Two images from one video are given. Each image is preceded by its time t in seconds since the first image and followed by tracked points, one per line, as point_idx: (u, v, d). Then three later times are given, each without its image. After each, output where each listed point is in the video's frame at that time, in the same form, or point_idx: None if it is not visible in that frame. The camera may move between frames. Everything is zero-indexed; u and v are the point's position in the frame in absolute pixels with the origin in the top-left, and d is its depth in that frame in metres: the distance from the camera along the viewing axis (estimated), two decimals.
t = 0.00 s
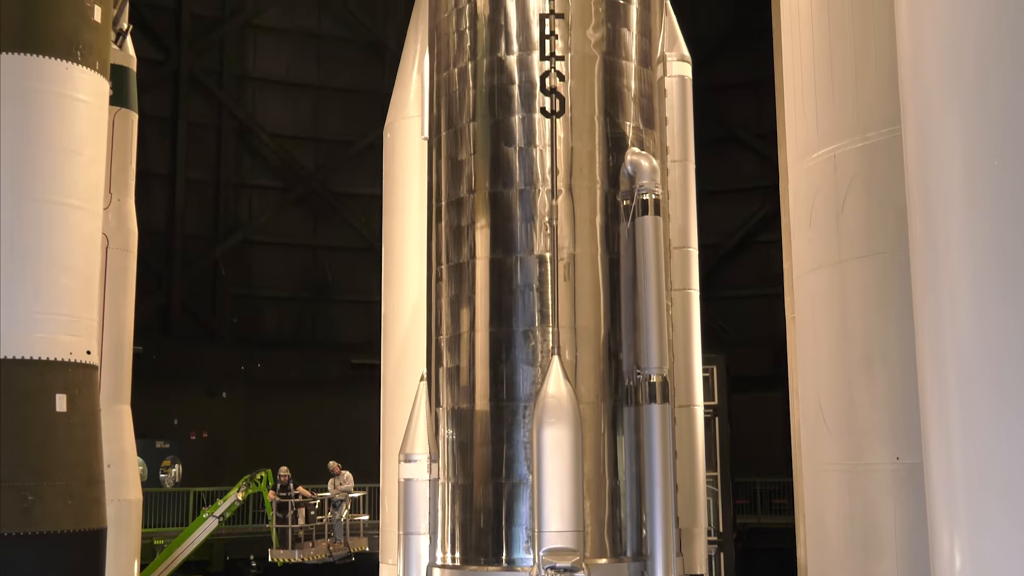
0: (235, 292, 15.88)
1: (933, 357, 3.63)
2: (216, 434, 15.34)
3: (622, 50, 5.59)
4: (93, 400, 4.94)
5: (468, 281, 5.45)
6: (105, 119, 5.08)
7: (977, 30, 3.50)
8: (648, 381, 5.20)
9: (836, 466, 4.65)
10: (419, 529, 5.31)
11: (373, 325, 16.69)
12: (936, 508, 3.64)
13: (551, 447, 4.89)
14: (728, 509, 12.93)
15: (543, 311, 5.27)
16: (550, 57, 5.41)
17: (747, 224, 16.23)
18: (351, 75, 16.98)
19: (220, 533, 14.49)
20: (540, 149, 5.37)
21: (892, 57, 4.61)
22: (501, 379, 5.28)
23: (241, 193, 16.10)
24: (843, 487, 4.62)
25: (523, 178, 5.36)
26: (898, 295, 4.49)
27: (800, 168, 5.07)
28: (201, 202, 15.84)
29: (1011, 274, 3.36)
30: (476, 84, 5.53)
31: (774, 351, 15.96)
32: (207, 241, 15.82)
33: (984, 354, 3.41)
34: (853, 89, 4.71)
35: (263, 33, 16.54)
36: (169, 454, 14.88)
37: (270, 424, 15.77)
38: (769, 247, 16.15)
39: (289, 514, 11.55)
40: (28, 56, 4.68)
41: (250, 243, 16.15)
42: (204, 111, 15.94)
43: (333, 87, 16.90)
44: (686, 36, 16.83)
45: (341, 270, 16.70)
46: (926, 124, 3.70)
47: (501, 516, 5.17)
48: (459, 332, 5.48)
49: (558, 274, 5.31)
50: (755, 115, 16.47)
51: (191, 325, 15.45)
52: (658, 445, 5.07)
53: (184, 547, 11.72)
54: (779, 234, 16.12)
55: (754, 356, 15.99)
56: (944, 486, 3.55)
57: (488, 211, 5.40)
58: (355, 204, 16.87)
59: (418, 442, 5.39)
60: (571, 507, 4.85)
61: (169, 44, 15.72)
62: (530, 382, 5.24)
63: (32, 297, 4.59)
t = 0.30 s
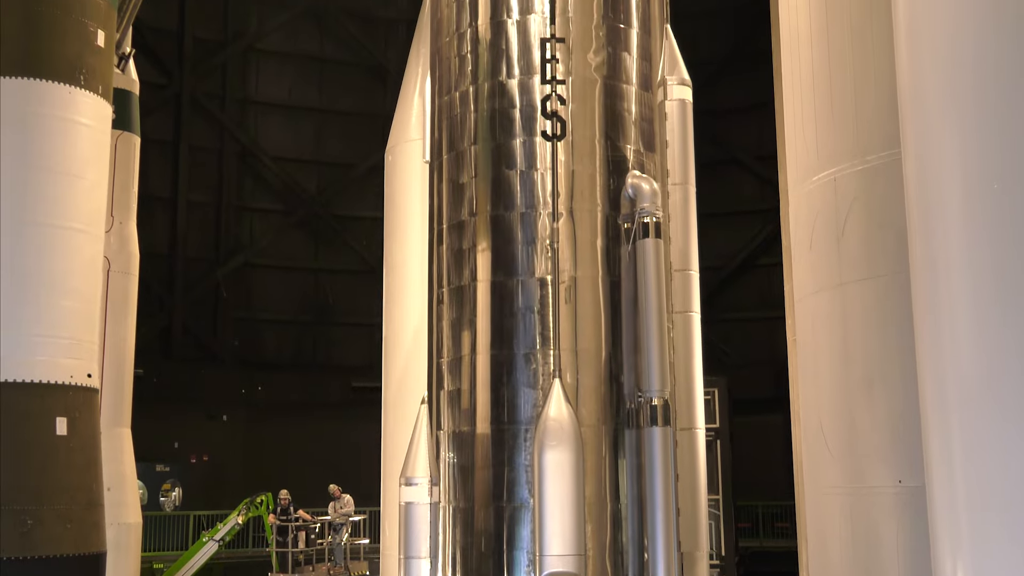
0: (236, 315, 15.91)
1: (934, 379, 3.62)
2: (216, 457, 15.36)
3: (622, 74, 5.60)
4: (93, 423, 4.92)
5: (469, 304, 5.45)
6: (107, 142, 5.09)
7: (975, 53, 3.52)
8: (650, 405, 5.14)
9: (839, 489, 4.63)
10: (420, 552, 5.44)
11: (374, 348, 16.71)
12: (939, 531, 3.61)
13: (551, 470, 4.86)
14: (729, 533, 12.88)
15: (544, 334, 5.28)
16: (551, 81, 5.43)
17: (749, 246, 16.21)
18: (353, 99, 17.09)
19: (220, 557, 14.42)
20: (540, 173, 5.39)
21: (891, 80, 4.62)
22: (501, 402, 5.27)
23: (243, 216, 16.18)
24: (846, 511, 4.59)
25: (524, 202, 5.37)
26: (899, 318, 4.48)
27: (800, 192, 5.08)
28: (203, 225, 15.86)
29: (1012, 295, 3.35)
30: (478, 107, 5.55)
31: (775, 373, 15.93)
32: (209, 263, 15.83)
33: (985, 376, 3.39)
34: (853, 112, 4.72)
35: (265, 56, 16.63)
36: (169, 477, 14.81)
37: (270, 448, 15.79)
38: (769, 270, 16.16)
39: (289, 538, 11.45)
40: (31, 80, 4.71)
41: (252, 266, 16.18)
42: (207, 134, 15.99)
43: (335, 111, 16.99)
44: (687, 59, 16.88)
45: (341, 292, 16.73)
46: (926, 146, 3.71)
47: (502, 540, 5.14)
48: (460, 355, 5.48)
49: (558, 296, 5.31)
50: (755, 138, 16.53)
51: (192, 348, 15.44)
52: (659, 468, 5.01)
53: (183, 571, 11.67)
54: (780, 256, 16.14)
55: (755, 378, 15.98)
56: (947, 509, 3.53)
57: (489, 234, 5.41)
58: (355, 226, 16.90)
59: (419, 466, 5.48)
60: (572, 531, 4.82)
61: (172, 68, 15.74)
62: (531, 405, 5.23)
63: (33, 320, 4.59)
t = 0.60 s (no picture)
0: (237, 338, 15.92)
1: (937, 402, 3.61)
2: (216, 480, 15.30)
3: (623, 97, 5.63)
4: (93, 446, 4.92)
5: (470, 327, 5.45)
6: (110, 165, 5.12)
7: (974, 77, 3.53)
8: (651, 427, 5.13)
9: (842, 513, 4.60)
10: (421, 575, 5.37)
11: (376, 371, 16.70)
12: (943, 556, 3.59)
13: (552, 494, 4.84)
14: (732, 557, 12.79)
15: (546, 357, 5.27)
16: (552, 105, 5.46)
17: (749, 269, 16.21)
18: (355, 122, 17.20)
19: None
20: (542, 197, 5.40)
21: (892, 103, 4.63)
22: (503, 426, 5.25)
23: (244, 239, 16.21)
24: (849, 535, 4.56)
25: (526, 225, 5.38)
26: (901, 341, 4.48)
27: (800, 216, 5.09)
28: (205, 248, 15.88)
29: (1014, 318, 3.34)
30: (479, 131, 5.57)
31: (776, 396, 15.89)
32: (210, 286, 15.83)
33: (987, 400, 3.39)
34: (854, 135, 4.73)
35: (268, 80, 16.70)
36: (169, 501, 14.66)
37: (270, 471, 15.77)
38: (770, 292, 16.15)
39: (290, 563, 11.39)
40: (35, 104, 4.74)
41: (254, 289, 16.20)
42: (209, 157, 16.04)
43: (337, 134, 17.10)
44: (687, 83, 16.93)
45: (342, 314, 16.76)
46: (927, 170, 3.72)
47: (503, 564, 5.11)
48: (462, 378, 5.47)
49: (560, 319, 5.31)
50: (756, 162, 16.57)
51: (193, 371, 15.40)
52: (660, 491, 5.00)
53: None
54: (780, 279, 16.15)
55: (757, 402, 15.93)
56: (950, 533, 3.51)
57: (490, 257, 5.42)
58: (356, 249, 16.92)
59: (421, 489, 5.41)
60: (574, 555, 4.79)
61: (174, 92, 15.75)
62: (533, 428, 5.21)
63: (34, 343, 4.59)
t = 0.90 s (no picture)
0: (238, 361, 15.90)
1: (939, 425, 3.60)
2: (216, 505, 15.20)
3: (623, 122, 5.65)
4: (93, 471, 4.90)
5: (471, 350, 5.45)
6: (112, 190, 5.14)
7: (972, 99, 3.54)
8: (652, 451, 5.12)
9: (844, 538, 4.57)
10: None
11: (377, 394, 16.67)
12: None
13: (554, 518, 4.82)
14: None
15: (547, 380, 5.26)
16: (553, 129, 5.48)
17: (750, 292, 16.21)
18: (356, 146, 17.27)
19: None
20: (543, 220, 5.41)
21: (892, 126, 4.65)
22: (504, 450, 5.23)
23: (245, 262, 16.23)
24: (851, 559, 4.53)
25: (526, 248, 5.39)
26: (902, 365, 4.47)
27: (801, 239, 5.10)
28: (206, 271, 15.88)
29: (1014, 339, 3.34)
30: (480, 155, 5.59)
31: (778, 420, 15.85)
32: (212, 309, 15.81)
33: (989, 422, 3.38)
34: (854, 159, 4.75)
35: (270, 104, 16.80)
36: (168, 526, 14.66)
37: (270, 494, 15.69)
38: (772, 315, 16.14)
39: None
40: (38, 128, 4.76)
41: (255, 312, 16.21)
42: (211, 181, 16.07)
43: (338, 158, 17.18)
44: (687, 107, 17.00)
45: (343, 338, 16.75)
46: (927, 192, 3.72)
47: None
48: (463, 402, 5.45)
49: (561, 343, 5.31)
50: (756, 186, 16.60)
51: (193, 395, 15.33)
52: (662, 517, 4.98)
53: None
54: (780, 302, 16.16)
55: (759, 425, 15.88)
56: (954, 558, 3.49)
57: (491, 280, 5.43)
58: (357, 272, 16.93)
59: (421, 514, 5.46)
60: None
61: (177, 117, 15.80)
62: (534, 452, 5.19)
63: (35, 367, 4.59)
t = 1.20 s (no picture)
0: (239, 386, 15.89)
1: (941, 449, 3.59)
2: (216, 530, 15.14)
3: (624, 146, 5.67)
4: (93, 496, 4.88)
5: (472, 374, 5.44)
6: (114, 214, 5.15)
7: (972, 123, 3.55)
8: (653, 476, 5.10)
9: (847, 563, 4.55)
10: None
11: (377, 418, 16.70)
12: None
13: (555, 542, 4.79)
14: None
15: (548, 404, 5.25)
16: (554, 153, 5.50)
17: (751, 316, 16.20)
18: (357, 170, 17.32)
19: None
20: (544, 244, 5.42)
21: (892, 151, 4.66)
22: (505, 474, 5.21)
23: (246, 285, 16.26)
24: None
25: (528, 272, 5.39)
26: (904, 389, 4.45)
27: (801, 263, 5.11)
28: (208, 295, 15.90)
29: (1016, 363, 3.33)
30: (481, 179, 5.60)
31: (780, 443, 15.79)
32: (212, 333, 15.81)
33: (991, 447, 3.37)
34: (854, 183, 4.76)
35: (272, 128, 16.89)
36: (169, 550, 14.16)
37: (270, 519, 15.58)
38: (773, 338, 16.14)
39: None
40: (42, 152, 4.79)
41: (256, 335, 16.21)
42: (212, 206, 16.11)
43: (339, 181, 17.23)
44: (687, 131, 17.06)
45: (344, 362, 16.77)
46: (927, 215, 3.73)
47: None
48: (464, 426, 5.44)
49: (562, 367, 5.29)
50: (757, 209, 16.64)
51: (193, 419, 15.31)
52: (663, 542, 4.95)
53: None
54: (782, 326, 16.15)
55: (762, 449, 15.77)
56: None
57: (492, 304, 5.43)
58: (357, 295, 16.96)
59: (422, 538, 5.43)
60: None
61: (179, 141, 15.84)
62: (535, 477, 5.17)
63: (36, 392, 4.58)
